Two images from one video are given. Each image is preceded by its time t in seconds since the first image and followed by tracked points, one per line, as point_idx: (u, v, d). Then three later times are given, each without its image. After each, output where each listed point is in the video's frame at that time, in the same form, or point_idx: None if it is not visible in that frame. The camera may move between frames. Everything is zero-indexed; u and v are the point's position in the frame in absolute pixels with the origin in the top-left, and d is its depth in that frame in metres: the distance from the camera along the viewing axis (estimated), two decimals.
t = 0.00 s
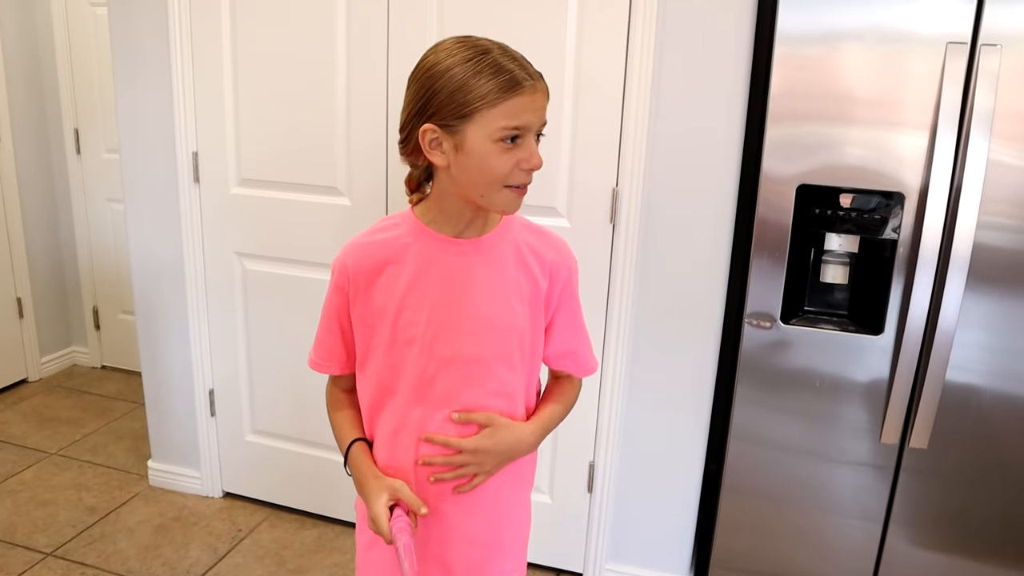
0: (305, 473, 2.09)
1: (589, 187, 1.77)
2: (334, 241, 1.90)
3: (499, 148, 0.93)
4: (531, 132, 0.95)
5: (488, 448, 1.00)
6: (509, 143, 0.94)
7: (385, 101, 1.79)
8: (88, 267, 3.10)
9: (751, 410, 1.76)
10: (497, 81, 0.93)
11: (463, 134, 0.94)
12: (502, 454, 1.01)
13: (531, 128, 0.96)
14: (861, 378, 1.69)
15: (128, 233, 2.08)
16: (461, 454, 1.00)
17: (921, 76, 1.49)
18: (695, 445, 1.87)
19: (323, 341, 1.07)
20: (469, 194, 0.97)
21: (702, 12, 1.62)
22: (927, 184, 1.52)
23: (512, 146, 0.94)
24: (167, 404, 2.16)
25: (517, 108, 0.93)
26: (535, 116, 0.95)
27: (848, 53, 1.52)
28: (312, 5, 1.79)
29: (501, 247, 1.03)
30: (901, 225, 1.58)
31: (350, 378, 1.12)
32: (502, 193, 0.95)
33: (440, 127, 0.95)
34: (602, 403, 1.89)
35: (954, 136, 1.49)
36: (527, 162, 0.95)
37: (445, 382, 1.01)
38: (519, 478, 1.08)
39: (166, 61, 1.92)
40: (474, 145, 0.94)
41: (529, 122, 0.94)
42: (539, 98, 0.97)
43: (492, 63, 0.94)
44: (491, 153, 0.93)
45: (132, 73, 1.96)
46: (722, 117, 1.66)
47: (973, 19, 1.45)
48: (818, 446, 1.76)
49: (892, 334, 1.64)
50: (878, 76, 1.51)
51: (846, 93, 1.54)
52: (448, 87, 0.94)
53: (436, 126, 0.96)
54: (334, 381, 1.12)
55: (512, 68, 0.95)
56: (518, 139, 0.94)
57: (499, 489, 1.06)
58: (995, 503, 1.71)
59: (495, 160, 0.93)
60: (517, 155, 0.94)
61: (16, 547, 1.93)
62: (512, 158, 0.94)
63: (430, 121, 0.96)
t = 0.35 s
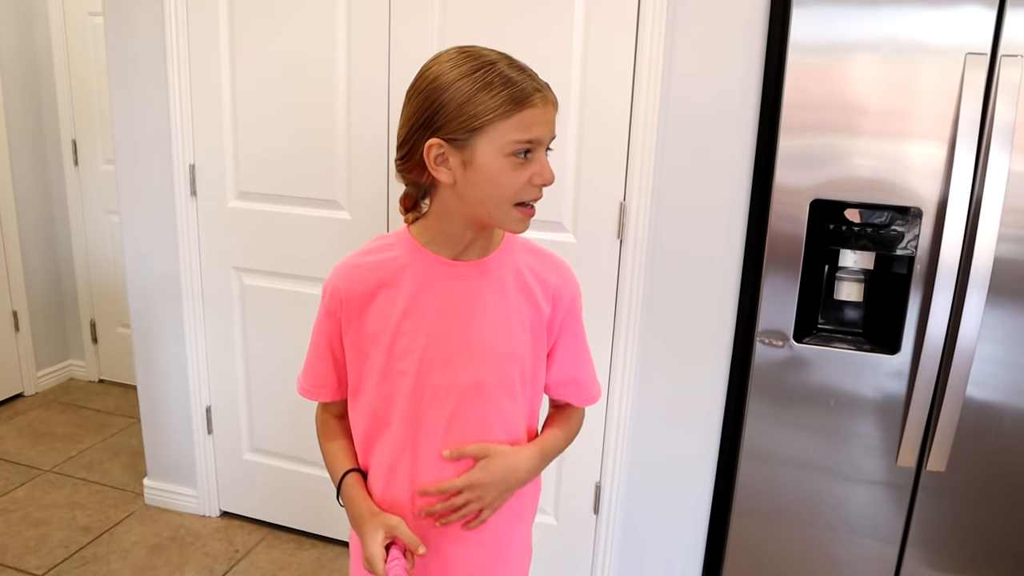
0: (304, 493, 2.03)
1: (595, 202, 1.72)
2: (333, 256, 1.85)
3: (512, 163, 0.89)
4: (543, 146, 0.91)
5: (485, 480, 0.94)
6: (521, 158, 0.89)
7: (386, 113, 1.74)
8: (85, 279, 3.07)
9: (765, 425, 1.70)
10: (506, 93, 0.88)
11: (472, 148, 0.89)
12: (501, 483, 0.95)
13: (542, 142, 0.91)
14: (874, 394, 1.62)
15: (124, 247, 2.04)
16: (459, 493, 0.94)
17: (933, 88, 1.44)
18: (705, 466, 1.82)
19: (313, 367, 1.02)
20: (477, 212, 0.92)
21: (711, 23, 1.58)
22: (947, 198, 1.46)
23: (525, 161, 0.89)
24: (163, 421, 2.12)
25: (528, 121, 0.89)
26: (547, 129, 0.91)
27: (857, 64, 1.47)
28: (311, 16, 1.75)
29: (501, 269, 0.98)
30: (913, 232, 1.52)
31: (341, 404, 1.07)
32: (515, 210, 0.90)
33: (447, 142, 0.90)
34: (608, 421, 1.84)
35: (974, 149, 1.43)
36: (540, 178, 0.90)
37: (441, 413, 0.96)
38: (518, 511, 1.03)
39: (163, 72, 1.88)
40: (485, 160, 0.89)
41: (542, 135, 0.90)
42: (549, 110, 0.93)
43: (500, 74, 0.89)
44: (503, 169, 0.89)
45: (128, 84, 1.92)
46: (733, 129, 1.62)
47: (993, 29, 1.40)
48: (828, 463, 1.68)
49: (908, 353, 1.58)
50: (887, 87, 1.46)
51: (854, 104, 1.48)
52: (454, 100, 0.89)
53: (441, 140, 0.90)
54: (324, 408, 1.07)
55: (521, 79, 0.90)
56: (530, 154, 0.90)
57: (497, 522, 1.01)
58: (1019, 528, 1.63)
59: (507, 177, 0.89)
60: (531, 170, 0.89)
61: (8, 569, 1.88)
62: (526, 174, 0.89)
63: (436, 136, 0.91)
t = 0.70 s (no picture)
0: (312, 524, 1.97)
1: (610, 222, 1.66)
2: (339, 282, 1.80)
3: (528, 185, 0.83)
4: (558, 163, 0.85)
5: (508, 515, 0.87)
6: (537, 178, 0.84)
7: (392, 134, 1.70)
8: (90, 305, 3.04)
9: (790, 447, 1.61)
10: (514, 110, 0.83)
11: (484, 173, 0.84)
12: (523, 518, 0.88)
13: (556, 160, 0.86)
14: (902, 415, 1.53)
15: (127, 275, 2.00)
16: (478, 518, 0.87)
17: (952, 99, 1.38)
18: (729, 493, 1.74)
19: (320, 410, 0.97)
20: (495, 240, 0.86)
21: (727, 37, 1.52)
22: (979, 213, 1.39)
23: (541, 181, 0.84)
24: (168, 452, 2.07)
25: (541, 138, 0.84)
26: (560, 145, 0.86)
27: (872, 77, 1.41)
28: (314, 37, 1.72)
29: (518, 298, 0.92)
30: (936, 244, 1.44)
31: (351, 447, 1.01)
32: (538, 234, 0.85)
33: (457, 169, 0.84)
34: (625, 449, 1.77)
35: (1007, 162, 1.36)
36: (559, 198, 0.85)
37: (458, 456, 0.90)
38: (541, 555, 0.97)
39: (165, 97, 1.85)
40: (499, 185, 0.83)
41: (556, 152, 0.85)
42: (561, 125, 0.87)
43: (506, 90, 0.84)
44: (519, 192, 0.83)
45: (129, 110, 1.89)
46: (752, 146, 1.56)
47: None
48: (849, 483, 1.59)
49: (940, 376, 1.49)
50: (901, 100, 1.40)
51: (866, 117, 1.42)
52: (460, 122, 0.84)
53: (450, 167, 0.85)
54: (332, 451, 1.01)
55: (529, 94, 0.85)
56: (545, 173, 0.84)
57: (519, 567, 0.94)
58: None
59: (525, 200, 0.83)
60: (549, 190, 0.84)
61: None
62: (544, 195, 0.84)
63: (444, 164, 0.85)
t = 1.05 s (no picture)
0: (307, 548, 1.91)
1: (612, 235, 1.61)
2: (333, 299, 1.75)
3: (518, 202, 0.78)
4: (552, 178, 0.80)
5: None
6: (528, 194, 0.78)
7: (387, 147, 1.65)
8: (81, 322, 3.00)
9: (804, 464, 1.55)
10: (504, 120, 0.78)
11: (471, 189, 0.79)
12: None
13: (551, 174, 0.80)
14: (914, 432, 1.47)
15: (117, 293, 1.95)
16: None
17: (966, 109, 1.33)
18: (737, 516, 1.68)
19: (309, 445, 0.90)
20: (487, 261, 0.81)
21: (731, 46, 1.48)
22: (996, 226, 1.33)
23: (533, 197, 0.78)
24: (160, 474, 2.01)
25: (533, 150, 0.78)
26: (555, 158, 0.80)
27: (876, 88, 1.36)
28: (307, 50, 1.68)
29: (519, 320, 0.87)
30: (948, 253, 1.39)
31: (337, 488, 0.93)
32: (531, 254, 0.79)
33: (443, 186, 0.80)
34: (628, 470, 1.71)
35: None
36: (552, 215, 0.79)
37: (460, 489, 0.85)
38: None
39: (154, 112, 1.81)
40: (487, 201, 0.78)
41: (550, 166, 0.79)
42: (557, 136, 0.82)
43: (495, 99, 0.79)
44: (508, 209, 0.78)
45: (118, 125, 1.85)
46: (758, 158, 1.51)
47: None
48: (858, 501, 1.54)
49: (957, 394, 1.43)
50: (904, 111, 1.36)
51: (868, 130, 1.38)
52: (446, 134, 0.79)
53: (436, 184, 0.80)
54: (317, 492, 0.93)
55: (521, 103, 0.80)
56: (538, 188, 0.79)
57: None
58: None
59: (514, 218, 0.78)
60: (541, 207, 0.79)
61: None
62: (536, 212, 0.78)
63: (430, 180, 0.80)
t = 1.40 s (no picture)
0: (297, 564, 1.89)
1: (603, 247, 1.60)
2: (323, 312, 1.73)
3: (472, 208, 0.76)
4: (516, 188, 0.76)
5: None
6: (483, 202, 0.76)
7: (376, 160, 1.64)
8: (70, 336, 2.97)
9: (799, 478, 1.53)
10: (468, 124, 0.76)
11: (431, 192, 0.78)
12: None
13: (516, 184, 0.77)
14: (912, 446, 1.46)
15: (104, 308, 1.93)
16: None
17: (960, 119, 1.32)
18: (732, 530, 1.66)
19: (288, 456, 0.87)
20: (445, 267, 0.80)
21: (722, 57, 1.48)
22: (989, 237, 1.32)
23: (488, 205, 0.76)
24: (148, 490, 1.99)
25: (493, 157, 0.75)
26: (523, 167, 0.76)
27: (867, 99, 1.36)
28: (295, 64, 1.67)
29: (508, 326, 0.86)
30: (942, 263, 1.38)
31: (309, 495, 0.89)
32: (490, 260, 0.77)
33: (408, 187, 0.79)
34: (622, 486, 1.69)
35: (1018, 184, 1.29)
36: (507, 227, 0.76)
37: (447, 499, 0.83)
38: None
39: (142, 125, 1.79)
40: (444, 205, 0.77)
41: (511, 175, 0.76)
42: (532, 144, 0.78)
43: (468, 103, 0.77)
44: (461, 215, 0.76)
45: (105, 139, 1.83)
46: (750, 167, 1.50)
47: None
48: (855, 515, 1.52)
49: (952, 406, 1.42)
50: (895, 123, 1.35)
51: (861, 140, 1.37)
52: (415, 135, 0.78)
53: (403, 184, 0.80)
54: (287, 502, 0.88)
55: (495, 108, 0.77)
56: (497, 197, 0.76)
57: None
58: None
59: (467, 225, 0.76)
60: (496, 217, 0.75)
61: None
62: (489, 222, 0.76)
63: (399, 180, 0.80)
